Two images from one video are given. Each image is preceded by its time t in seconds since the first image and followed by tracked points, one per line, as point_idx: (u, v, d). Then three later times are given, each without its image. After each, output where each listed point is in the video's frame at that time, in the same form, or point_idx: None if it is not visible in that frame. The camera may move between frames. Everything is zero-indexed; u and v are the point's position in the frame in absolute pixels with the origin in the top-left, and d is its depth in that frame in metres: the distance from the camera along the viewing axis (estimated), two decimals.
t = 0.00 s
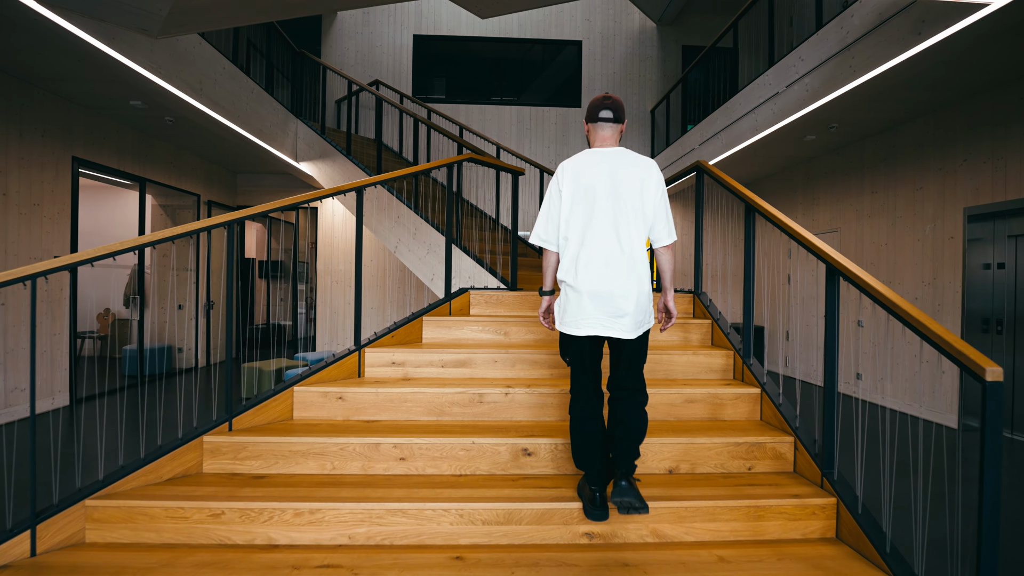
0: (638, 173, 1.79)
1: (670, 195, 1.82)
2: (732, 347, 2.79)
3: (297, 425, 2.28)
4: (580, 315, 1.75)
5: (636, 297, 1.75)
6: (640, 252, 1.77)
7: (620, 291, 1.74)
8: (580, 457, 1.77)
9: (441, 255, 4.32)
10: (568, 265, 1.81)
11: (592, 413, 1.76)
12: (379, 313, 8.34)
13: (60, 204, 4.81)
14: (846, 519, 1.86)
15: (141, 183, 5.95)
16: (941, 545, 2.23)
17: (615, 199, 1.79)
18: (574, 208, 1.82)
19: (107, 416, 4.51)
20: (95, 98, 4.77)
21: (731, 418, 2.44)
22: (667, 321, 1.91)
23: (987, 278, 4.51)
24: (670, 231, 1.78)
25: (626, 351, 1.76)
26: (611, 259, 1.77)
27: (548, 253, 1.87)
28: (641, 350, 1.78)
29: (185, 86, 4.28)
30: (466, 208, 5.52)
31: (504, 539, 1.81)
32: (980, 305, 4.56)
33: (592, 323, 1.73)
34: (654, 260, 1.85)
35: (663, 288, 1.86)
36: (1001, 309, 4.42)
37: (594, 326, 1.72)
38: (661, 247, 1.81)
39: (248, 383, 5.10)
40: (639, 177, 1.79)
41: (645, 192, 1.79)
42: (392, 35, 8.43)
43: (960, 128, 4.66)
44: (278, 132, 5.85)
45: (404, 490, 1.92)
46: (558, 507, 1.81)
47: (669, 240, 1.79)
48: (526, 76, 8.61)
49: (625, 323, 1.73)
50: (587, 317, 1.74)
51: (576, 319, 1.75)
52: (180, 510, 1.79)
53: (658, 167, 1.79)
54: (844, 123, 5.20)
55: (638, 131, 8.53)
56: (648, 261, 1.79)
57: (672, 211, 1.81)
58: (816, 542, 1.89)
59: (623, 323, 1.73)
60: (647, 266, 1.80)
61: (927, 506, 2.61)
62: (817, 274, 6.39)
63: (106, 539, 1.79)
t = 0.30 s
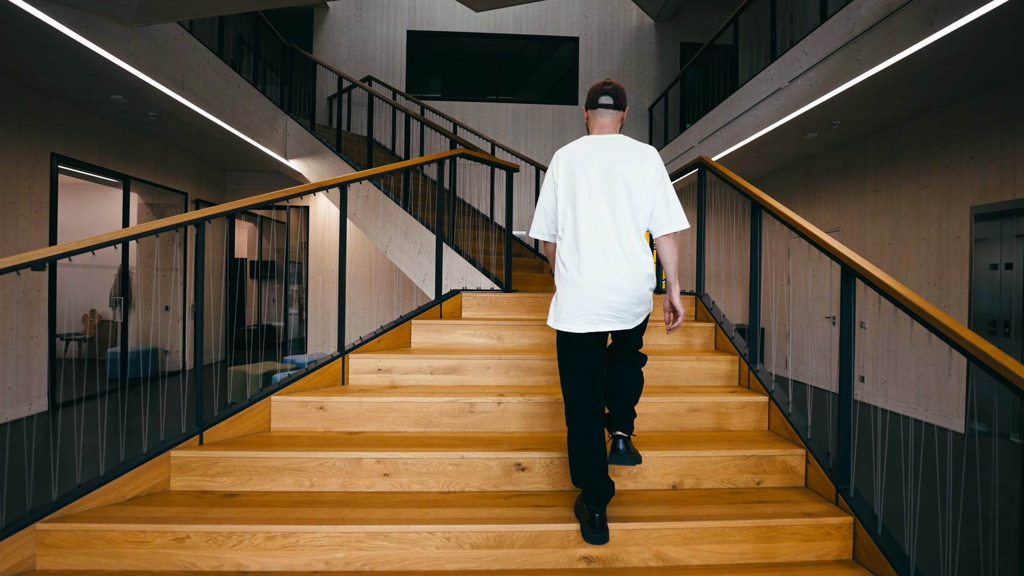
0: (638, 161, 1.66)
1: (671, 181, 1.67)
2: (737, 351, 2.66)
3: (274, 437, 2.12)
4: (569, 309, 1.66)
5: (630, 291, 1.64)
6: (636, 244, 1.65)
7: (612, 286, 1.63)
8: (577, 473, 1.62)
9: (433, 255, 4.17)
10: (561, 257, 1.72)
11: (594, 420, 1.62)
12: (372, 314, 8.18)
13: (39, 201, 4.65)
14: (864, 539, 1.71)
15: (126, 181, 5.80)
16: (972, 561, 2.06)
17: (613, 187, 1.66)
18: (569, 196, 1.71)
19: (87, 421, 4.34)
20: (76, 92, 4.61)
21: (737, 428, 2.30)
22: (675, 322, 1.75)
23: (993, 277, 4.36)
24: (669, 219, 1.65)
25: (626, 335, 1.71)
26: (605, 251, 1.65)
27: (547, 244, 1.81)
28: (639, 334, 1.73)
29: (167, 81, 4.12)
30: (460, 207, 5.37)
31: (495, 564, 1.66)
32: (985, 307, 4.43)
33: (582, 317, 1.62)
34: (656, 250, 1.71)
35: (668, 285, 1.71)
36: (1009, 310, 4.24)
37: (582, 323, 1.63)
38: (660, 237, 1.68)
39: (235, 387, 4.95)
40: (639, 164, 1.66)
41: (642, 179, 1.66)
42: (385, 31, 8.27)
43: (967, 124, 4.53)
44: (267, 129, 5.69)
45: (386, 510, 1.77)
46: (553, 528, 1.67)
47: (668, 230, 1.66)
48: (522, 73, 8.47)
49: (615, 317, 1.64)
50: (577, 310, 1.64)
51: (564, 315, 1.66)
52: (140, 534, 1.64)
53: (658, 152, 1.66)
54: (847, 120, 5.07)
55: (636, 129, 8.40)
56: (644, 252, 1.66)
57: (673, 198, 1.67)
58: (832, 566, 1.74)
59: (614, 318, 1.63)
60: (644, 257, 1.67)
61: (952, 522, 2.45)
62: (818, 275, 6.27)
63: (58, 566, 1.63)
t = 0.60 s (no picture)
0: (631, 150, 1.53)
1: (667, 177, 1.54)
2: (737, 356, 2.52)
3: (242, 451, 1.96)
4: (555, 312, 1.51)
5: (621, 294, 1.50)
6: (630, 239, 1.51)
7: (602, 286, 1.48)
8: (575, 481, 1.44)
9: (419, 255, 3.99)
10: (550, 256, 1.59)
11: (594, 422, 1.46)
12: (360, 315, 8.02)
13: (8, 197, 4.45)
14: (880, 563, 1.56)
15: (104, 178, 5.60)
16: None
17: (605, 178, 1.52)
18: (557, 187, 1.58)
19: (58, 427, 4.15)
20: (47, 85, 4.41)
21: (739, 439, 2.16)
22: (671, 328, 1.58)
23: (995, 279, 4.27)
24: (665, 216, 1.51)
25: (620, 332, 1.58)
26: (595, 246, 1.51)
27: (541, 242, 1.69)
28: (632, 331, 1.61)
29: (140, 72, 3.94)
30: (449, 205, 5.22)
31: None
32: (986, 309, 4.33)
33: (571, 318, 1.47)
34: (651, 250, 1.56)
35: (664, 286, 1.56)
36: (1010, 312, 4.15)
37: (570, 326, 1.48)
38: (655, 236, 1.53)
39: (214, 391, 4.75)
40: (633, 155, 1.53)
41: (636, 173, 1.53)
42: (374, 25, 8.09)
43: (967, 121, 4.43)
44: (250, 124, 5.51)
45: (360, 534, 1.61)
46: (542, 553, 1.52)
47: (665, 227, 1.52)
48: (514, 70, 8.32)
49: (607, 317, 1.49)
50: (566, 309, 1.49)
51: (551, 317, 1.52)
52: (82, 564, 1.47)
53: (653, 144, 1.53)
54: (845, 118, 4.96)
55: (629, 128, 8.28)
56: (638, 252, 1.52)
57: (670, 194, 1.53)
58: None
59: (604, 321, 1.49)
60: (639, 257, 1.52)
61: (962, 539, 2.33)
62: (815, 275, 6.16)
63: None
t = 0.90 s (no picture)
0: (633, 132, 1.43)
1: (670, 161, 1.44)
2: (741, 361, 2.38)
3: (207, 467, 1.80)
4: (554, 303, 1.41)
5: (625, 285, 1.40)
6: (630, 226, 1.41)
7: (603, 276, 1.38)
8: (564, 480, 1.35)
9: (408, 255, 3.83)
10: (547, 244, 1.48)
11: (587, 419, 1.37)
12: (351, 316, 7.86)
13: None
14: None
15: (84, 176, 5.42)
16: None
17: (603, 161, 1.42)
18: (553, 171, 1.47)
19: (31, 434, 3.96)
20: (21, 77, 4.23)
21: (745, 450, 2.01)
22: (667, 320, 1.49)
23: (1002, 277, 4.14)
24: (670, 202, 1.42)
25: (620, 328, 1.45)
26: (596, 234, 1.41)
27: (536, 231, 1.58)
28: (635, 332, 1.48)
29: (114, 63, 3.76)
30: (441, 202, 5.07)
31: None
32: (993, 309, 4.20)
33: (571, 310, 1.37)
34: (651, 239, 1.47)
35: (661, 275, 1.47)
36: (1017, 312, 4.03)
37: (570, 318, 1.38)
38: (658, 223, 1.44)
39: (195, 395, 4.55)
40: (633, 135, 1.42)
41: (638, 156, 1.42)
42: (365, 20, 7.92)
43: (973, 115, 4.31)
44: (235, 120, 5.33)
45: (332, 560, 1.46)
46: None
47: (669, 214, 1.42)
48: (508, 66, 8.17)
49: (610, 308, 1.39)
50: (564, 299, 1.38)
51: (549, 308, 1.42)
52: None
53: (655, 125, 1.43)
54: (847, 113, 4.83)
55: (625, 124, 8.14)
56: (641, 240, 1.43)
57: (673, 179, 1.44)
58: None
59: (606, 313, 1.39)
60: (642, 246, 1.43)
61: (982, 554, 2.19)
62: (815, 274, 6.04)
63: None
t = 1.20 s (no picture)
0: (640, 114, 1.48)
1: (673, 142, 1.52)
2: (745, 368, 2.24)
3: (165, 487, 1.64)
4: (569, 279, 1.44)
5: (636, 260, 1.45)
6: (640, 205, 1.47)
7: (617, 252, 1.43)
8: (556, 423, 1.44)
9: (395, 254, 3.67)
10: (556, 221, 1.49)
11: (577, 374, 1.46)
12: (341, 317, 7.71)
13: None
14: None
15: (62, 172, 5.23)
16: None
17: (613, 139, 1.47)
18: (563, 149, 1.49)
19: None
20: None
21: (752, 465, 1.87)
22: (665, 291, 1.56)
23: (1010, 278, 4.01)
24: (675, 180, 1.49)
25: (621, 317, 1.45)
26: (609, 210, 1.45)
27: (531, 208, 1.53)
28: (638, 327, 1.47)
29: (85, 52, 3.58)
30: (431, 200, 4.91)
31: None
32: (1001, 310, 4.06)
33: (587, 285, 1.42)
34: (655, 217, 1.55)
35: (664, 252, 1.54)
36: None
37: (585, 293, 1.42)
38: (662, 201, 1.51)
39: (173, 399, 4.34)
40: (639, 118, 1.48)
41: (644, 136, 1.49)
42: (355, 14, 7.75)
43: (980, 111, 4.18)
44: (218, 115, 5.14)
45: None
46: None
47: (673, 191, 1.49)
48: (502, 62, 8.03)
49: (622, 283, 1.43)
50: (578, 280, 1.42)
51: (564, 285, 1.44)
52: None
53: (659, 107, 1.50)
54: (849, 109, 4.70)
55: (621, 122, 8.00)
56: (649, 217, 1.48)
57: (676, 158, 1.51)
58: None
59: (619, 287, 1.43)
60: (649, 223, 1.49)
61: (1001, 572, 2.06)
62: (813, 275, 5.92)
63: None
